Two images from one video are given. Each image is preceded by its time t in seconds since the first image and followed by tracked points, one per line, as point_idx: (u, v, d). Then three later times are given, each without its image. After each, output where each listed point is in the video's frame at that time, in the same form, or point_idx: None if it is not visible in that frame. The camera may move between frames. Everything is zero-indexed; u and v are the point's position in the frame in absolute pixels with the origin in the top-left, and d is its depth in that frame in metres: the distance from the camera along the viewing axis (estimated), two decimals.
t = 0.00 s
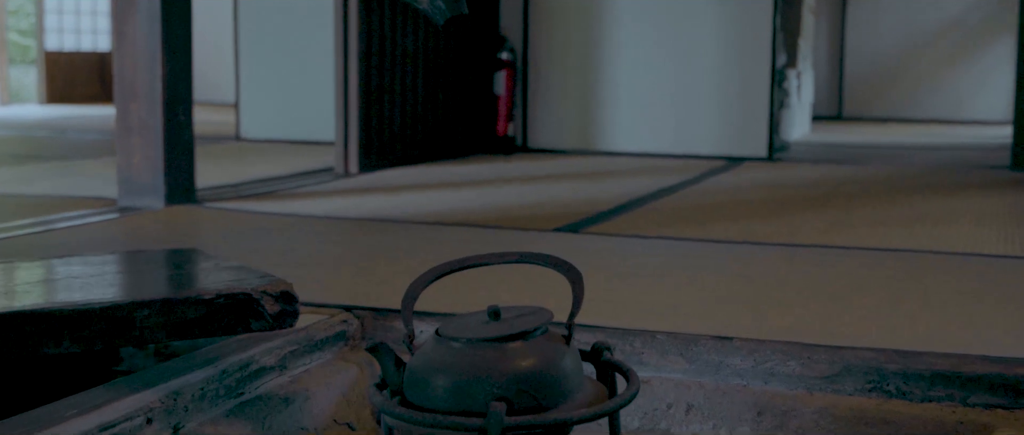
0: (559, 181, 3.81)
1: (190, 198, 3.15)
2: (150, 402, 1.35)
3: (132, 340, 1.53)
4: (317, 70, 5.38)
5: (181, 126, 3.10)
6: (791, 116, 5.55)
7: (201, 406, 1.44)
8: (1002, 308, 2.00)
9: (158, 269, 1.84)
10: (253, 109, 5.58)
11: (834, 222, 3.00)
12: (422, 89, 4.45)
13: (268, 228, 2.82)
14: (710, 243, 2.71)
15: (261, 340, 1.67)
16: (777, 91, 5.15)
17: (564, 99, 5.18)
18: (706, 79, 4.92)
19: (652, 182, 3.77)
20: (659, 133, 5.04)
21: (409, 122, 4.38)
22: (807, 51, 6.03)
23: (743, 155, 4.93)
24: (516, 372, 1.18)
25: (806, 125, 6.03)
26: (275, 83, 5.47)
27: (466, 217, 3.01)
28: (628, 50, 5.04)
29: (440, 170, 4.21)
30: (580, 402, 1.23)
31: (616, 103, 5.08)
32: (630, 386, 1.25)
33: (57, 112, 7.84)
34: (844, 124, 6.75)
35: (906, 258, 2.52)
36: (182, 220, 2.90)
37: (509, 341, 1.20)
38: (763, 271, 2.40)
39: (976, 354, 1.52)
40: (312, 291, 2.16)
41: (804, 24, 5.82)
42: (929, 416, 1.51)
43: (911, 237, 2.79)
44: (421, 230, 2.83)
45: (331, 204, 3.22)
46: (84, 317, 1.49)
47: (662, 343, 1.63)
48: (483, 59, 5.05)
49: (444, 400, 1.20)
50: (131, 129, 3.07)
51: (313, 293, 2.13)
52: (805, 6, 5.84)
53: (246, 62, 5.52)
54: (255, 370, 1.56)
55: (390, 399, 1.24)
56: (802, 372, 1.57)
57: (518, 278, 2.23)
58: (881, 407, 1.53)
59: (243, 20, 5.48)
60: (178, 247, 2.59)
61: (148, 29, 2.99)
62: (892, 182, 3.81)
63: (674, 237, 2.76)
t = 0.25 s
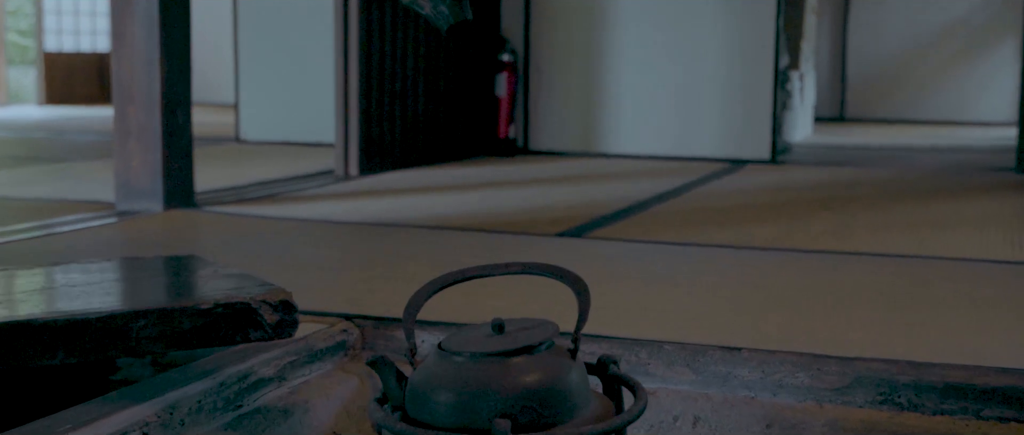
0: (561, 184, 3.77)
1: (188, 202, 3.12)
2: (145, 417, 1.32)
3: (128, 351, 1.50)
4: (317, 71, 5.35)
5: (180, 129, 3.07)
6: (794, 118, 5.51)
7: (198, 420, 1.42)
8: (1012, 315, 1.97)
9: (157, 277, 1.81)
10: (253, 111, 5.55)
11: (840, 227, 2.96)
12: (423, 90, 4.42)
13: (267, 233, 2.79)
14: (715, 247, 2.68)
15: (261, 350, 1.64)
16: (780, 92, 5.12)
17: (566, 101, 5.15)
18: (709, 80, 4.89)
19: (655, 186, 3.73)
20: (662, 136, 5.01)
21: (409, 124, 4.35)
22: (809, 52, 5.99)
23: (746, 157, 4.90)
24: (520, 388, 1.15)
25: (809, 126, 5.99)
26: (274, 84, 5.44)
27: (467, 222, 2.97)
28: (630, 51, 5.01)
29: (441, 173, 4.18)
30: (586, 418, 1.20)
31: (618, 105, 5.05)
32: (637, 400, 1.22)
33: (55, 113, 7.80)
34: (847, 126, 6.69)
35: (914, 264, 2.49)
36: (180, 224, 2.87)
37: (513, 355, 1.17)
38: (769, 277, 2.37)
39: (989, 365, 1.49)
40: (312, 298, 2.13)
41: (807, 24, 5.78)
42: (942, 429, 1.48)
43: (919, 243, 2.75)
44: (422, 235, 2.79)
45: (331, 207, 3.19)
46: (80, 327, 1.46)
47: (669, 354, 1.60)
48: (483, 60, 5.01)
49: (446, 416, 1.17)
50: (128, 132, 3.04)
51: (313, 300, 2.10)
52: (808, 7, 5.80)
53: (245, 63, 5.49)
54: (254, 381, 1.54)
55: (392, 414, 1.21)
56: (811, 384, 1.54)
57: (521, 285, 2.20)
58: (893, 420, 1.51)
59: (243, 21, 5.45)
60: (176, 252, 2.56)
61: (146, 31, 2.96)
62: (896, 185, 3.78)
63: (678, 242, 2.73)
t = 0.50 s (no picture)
0: (563, 188, 3.74)
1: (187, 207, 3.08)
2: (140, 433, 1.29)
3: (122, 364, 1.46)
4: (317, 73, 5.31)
5: (178, 133, 3.04)
6: (796, 120, 5.48)
7: None
8: None
9: (152, 287, 1.77)
10: (252, 113, 5.52)
11: (845, 233, 2.93)
12: (423, 92, 4.38)
13: (266, 239, 2.75)
14: (719, 253, 2.64)
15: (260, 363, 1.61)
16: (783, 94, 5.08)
17: (567, 103, 5.11)
18: (711, 83, 4.86)
19: (658, 190, 3.69)
20: (663, 138, 4.97)
21: (409, 127, 4.31)
22: (812, 54, 5.95)
23: (750, 160, 4.86)
24: (525, 407, 1.12)
25: (812, 129, 5.96)
26: (274, 87, 5.40)
27: (469, 227, 2.94)
28: (631, 53, 4.97)
29: (441, 176, 4.14)
30: None
31: (620, 107, 5.01)
32: (645, 419, 1.18)
33: (54, 115, 7.75)
34: (850, 128, 6.64)
35: (922, 272, 2.45)
36: (178, 230, 2.84)
37: (518, 373, 1.14)
38: (775, 284, 2.34)
39: (1004, 379, 1.46)
40: (312, 308, 2.10)
41: (809, 26, 5.74)
42: None
43: (926, 250, 2.72)
44: (423, 240, 2.76)
45: (332, 212, 3.15)
46: (71, 340, 1.42)
47: (676, 366, 1.57)
48: (484, 62, 4.97)
49: None
50: (126, 137, 3.00)
51: (313, 310, 2.07)
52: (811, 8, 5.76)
53: (245, 66, 5.45)
54: (251, 395, 1.50)
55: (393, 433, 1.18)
56: (822, 398, 1.50)
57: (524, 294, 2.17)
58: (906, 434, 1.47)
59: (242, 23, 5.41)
60: (174, 259, 2.53)
61: (143, 34, 2.93)
62: (902, 189, 3.74)
63: (682, 248, 2.69)
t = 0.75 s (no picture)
0: (564, 191, 3.71)
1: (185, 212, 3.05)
2: None
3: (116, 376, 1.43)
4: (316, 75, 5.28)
5: (176, 137, 3.01)
6: (799, 122, 5.45)
7: None
8: None
9: (149, 295, 1.74)
10: (251, 114, 5.48)
11: (850, 237, 2.90)
12: (423, 94, 4.35)
13: (265, 244, 2.72)
14: (723, 259, 2.61)
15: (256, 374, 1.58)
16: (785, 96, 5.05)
17: (568, 105, 5.08)
18: (714, 85, 4.83)
19: (660, 193, 3.66)
20: (665, 140, 4.94)
21: (410, 129, 4.28)
22: (814, 55, 5.92)
23: (752, 163, 4.83)
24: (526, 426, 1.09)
25: (814, 130, 5.93)
26: (273, 89, 5.37)
27: (470, 231, 2.91)
28: (633, 55, 4.94)
29: (442, 179, 4.11)
30: None
31: (622, 109, 4.98)
32: None
33: (52, 117, 7.71)
34: (852, 129, 6.61)
35: (928, 278, 2.43)
36: (176, 235, 2.81)
37: (520, 390, 1.11)
38: (780, 290, 2.31)
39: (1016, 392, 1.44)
40: (311, 316, 2.07)
41: (812, 26, 5.71)
42: None
43: (931, 254, 2.69)
44: (424, 245, 2.73)
45: (331, 216, 3.12)
46: (63, 352, 1.39)
47: (681, 378, 1.54)
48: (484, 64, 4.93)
49: None
50: (123, 141, 2.97)
51: (312, 318, 2.04)
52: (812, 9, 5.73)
53: (244, 68, 5.42)
54: (248, 408, 1.49)
55: None
56: (830, 410, 1.48)
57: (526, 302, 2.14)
58: None
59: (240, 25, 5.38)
60: (172, 265, 2.50)
61: (140, 37, 2.90)
62: (906, 192, 3.71)
63: (685, 253, 2.67)
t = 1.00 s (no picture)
0: (565, 195, 3.68)
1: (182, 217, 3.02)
2: None
3: (108, 391, 1.39)
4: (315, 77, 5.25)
5: (173, 141, 2.97)
6: (801, 125, 5.41)
7: None
8: None
9: (143, 306, 1.70)
10: (250, 117, 5.45)
11: (854, 243, 2.87)
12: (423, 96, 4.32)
13: (263, 250, 2.69)
14: (726, 265, 2.58)
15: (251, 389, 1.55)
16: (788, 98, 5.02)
17: (570, 107, 5.04)
18: (716, 87, 4.80)
19: (661, 197, 3.63)
20: (666, 143, 4.91)
21: (409, 132, 4.25)
22: (815, 57, 5.89)
23: (755, 166, 4.80)
24: None
25: (816, 132, 5.90)
26: (273, 91, 5.33)
27: (469, 237, 2.88)
28: (634, 56, 4.90)
29: (442, 183, 4.08)
30: None
31: (623, 112, 4.94)
32: None
33: (50, 118, 7.68)
34: (854, 131, 6.58)
35: (934, 285, 2.39)
36: (172, 241, 2.77)
37: (522, 410, 1.07)
38: (785, 298, 2.28)
39: None
40: (309, 325, 2.04)
41: (813, 28, 5.68)
42: None
43: (937, 261, 2.65)
44: (423, 251, 2.70)
45: (330, 221, 3.09)
46: (55, 366, 1.35)
47: (685, 392, 1.50)
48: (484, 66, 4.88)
49: None
50: (118, 146, 2.94)
51: (310, 328, 2.01)
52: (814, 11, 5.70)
53: (242, 70, 5.39)
54: (243, 424, 1.46)
55: None
56: (838, 425, 1.45)
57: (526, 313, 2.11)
58: None
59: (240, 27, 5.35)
60: (168, 272, 2.47)
61: (137, 39, 2.87)
62: (909, 196, 3.68)
63: (688, 259, 2.63)
